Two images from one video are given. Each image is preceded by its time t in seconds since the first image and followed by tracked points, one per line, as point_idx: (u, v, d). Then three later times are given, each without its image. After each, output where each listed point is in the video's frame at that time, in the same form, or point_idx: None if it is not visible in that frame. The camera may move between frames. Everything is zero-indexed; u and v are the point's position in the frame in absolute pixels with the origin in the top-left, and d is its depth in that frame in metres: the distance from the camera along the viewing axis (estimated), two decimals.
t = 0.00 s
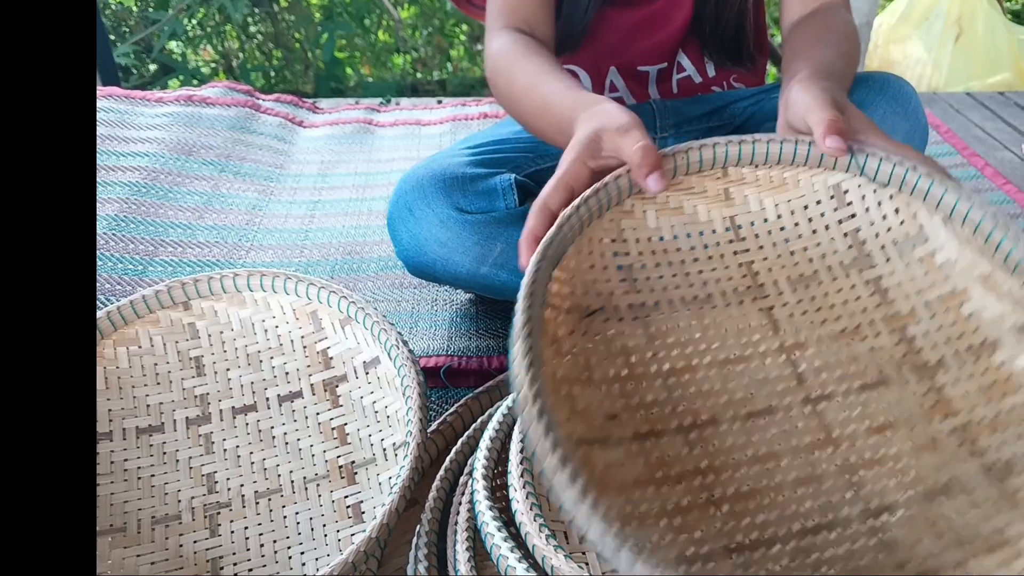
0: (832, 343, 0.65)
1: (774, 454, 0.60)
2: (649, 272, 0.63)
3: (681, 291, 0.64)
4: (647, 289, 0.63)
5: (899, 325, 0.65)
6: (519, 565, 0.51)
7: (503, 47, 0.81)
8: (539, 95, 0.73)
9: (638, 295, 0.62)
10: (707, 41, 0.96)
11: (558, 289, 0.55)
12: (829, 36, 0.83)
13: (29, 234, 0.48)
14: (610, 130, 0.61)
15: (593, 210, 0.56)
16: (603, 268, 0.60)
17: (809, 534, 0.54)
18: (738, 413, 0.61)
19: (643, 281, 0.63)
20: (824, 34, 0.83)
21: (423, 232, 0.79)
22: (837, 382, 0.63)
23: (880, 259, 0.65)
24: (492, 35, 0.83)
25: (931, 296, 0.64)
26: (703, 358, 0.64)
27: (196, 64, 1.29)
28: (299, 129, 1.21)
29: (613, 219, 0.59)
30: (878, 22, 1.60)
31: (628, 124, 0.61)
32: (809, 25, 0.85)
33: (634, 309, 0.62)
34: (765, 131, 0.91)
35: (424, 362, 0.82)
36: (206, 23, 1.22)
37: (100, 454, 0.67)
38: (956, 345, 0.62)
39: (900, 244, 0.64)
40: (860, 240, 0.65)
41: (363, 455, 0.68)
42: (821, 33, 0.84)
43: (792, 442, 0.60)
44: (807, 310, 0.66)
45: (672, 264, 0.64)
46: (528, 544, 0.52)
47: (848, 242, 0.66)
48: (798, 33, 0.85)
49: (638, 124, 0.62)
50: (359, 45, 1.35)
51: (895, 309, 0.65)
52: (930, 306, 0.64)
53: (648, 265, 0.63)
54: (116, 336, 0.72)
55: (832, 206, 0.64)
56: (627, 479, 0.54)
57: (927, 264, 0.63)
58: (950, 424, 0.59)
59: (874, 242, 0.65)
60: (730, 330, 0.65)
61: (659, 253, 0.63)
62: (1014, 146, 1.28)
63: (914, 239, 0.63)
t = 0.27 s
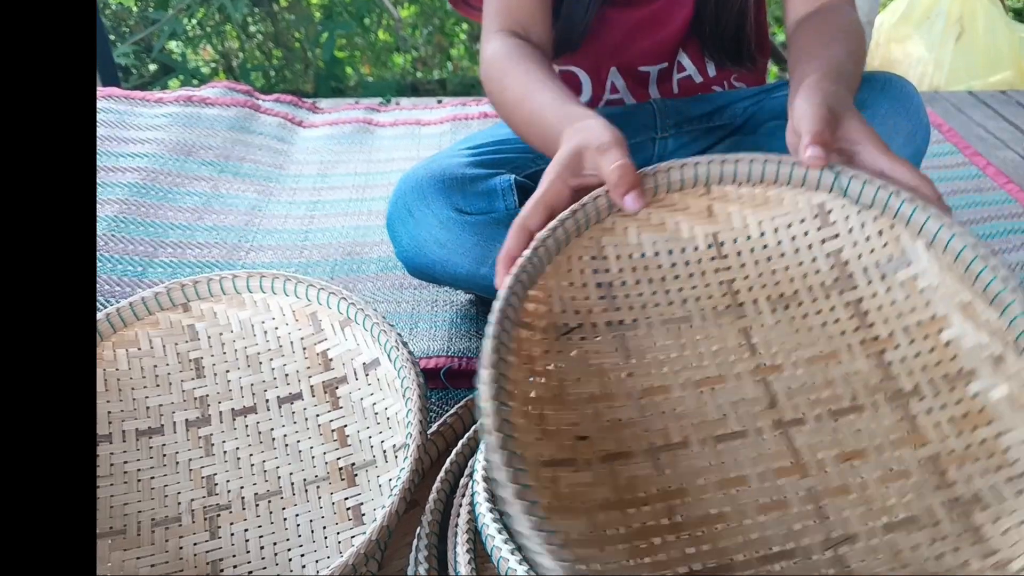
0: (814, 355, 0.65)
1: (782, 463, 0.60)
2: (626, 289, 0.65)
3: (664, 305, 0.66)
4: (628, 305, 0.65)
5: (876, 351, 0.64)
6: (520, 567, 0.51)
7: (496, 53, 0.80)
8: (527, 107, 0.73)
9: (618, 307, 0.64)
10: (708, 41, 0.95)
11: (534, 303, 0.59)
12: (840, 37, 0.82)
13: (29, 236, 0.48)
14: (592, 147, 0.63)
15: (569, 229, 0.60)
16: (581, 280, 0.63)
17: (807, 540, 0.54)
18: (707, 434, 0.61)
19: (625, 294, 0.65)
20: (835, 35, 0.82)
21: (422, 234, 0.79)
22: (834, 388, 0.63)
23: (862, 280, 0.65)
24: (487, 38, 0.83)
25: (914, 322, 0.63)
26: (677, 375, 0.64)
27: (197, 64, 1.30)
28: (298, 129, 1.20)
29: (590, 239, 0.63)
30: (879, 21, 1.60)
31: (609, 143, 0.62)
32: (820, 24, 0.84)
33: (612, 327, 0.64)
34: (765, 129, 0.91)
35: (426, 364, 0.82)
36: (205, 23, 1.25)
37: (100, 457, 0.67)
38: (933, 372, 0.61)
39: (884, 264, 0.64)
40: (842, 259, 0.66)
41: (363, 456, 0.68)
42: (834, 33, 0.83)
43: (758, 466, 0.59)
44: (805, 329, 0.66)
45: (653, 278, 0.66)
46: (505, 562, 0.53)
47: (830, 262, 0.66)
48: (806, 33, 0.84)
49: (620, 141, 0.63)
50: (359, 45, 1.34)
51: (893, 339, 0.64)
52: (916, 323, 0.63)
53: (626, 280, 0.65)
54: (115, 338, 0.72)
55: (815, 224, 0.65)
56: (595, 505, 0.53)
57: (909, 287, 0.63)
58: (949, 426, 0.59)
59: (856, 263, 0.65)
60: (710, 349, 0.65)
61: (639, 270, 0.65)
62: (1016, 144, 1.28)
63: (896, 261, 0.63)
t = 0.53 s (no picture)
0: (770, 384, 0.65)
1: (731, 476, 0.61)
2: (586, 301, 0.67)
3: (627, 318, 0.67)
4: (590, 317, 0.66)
5: (827, 383, 0.64)
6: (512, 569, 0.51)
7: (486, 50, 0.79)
8: (513, 104, 0.73)
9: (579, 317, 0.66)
10: (708, 36, 0.94)
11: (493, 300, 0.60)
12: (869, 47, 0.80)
13: (23, 229, 0.47)
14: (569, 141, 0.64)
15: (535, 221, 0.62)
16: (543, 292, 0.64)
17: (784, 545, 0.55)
18: (649, 443, 0.62)
19: (587, 308, 0.66)
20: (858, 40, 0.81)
21: (420, 229, 0.79)
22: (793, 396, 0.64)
23: (821, 313, 0.66)
24: (478, 35, 0.82)
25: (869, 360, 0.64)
26: (625, 381, 0.65)
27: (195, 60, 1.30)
28: (297, 124, 1.20)
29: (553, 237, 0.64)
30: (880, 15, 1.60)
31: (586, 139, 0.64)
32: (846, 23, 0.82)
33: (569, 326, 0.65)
34: (765, 124, 0.91)
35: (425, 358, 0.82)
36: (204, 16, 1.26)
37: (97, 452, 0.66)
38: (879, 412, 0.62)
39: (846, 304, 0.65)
40: (805, 288, 0.67)
41: (362, 451, 0.67)
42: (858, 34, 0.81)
43: (696, 479, 0.60)
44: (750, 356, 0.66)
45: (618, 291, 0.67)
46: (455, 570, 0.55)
47: (791, 289, 0.67)
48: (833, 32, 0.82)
49: (597, 138, 0.64)
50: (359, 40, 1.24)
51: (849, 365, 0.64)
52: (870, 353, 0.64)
53: (589, 291, 0.67)
54: (113, 333, 0.72)
55: (782, 251, 0.67)
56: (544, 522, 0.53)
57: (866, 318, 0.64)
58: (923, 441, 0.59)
59: (818, 296, 0.67)
60: (663, 367, 0.66)
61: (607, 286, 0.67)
62: (1017, 139, 1.28)
63: (857, 296, 0.64)
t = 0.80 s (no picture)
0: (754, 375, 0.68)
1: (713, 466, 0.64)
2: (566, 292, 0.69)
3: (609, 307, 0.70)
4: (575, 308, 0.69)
5: (809, 368, 0.68)
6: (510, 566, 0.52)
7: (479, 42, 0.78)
8: (496, 94, 0.73)
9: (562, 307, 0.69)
10: (707, 28, 0.94)
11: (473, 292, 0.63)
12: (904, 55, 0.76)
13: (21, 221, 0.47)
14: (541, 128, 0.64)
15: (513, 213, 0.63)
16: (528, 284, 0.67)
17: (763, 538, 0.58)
18: (634, 432, 0.65)
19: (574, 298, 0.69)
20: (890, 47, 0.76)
21: (420, 222, 0.79)
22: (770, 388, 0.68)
23: (801, 297, 0.70)
24: (466, 26, 0.82)
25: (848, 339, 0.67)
26: (608, 372, 0.68)
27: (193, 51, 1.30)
28: (296, 118, 1.19)
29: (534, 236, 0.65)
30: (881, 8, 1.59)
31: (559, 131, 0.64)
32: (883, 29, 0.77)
33: (549, 319, 0.68)
34: (766, 115, 0.90)
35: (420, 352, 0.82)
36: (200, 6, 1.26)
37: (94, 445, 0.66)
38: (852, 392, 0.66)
39: (833, 285, 0.67)
40: (784, 274, 0.70)
41: (360, 445, 0.67)
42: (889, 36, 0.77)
43: (681, 467, 0.63)
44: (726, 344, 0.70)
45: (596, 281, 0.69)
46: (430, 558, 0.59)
47: (772, 275, 0.70)
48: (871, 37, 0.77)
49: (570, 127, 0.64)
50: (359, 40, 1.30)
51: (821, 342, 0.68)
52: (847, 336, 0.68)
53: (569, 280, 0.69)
54: (110, 326, 0.72)
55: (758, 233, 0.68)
56: (536, 513, 0.57)
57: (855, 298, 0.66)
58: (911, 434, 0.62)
59: (797, 279, 0.70)
60: (648, 349, 0.69)
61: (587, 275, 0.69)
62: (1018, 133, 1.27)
63: (836, 279, 0.66)
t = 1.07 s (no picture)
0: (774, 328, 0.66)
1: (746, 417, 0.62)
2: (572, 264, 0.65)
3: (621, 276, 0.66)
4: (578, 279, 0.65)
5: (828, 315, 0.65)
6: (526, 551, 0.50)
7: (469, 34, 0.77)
8: (485, 79, 0.72)
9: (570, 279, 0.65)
10: (705, 16, 0.93)
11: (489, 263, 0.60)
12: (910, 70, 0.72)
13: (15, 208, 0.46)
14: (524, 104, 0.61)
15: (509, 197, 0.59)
16: (537, 255, 0.63)
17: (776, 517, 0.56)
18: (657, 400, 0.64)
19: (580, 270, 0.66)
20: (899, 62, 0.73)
21: (416, 211, 0.78)
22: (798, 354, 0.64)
23: (801, 239, 0.66)
24: (458, 12, 0.81)
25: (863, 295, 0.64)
26: (626, 339, 0.66)
27: (192, 44, 1.29)
28: (293, 107, 1.19)
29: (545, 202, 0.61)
30: None
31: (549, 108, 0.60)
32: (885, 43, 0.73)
33: (558, 298, 0.65)
34: (767, 104, 0.90)
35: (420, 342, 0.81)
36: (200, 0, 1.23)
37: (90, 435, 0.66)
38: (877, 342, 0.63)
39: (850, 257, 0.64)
40: (795, 251, 0.67)
41: (358, 434, 0.67)
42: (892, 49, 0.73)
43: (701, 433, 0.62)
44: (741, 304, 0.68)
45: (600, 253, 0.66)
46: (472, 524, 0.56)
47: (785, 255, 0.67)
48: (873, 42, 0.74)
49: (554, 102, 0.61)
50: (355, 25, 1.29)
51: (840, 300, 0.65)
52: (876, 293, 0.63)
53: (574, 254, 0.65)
54: (105, 315, 0.72)
55: (749, 179, 0.63)
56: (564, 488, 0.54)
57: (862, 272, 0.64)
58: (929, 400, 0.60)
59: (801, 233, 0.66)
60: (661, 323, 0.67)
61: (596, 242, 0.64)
62: (1018, 122, 1.26)
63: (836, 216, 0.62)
